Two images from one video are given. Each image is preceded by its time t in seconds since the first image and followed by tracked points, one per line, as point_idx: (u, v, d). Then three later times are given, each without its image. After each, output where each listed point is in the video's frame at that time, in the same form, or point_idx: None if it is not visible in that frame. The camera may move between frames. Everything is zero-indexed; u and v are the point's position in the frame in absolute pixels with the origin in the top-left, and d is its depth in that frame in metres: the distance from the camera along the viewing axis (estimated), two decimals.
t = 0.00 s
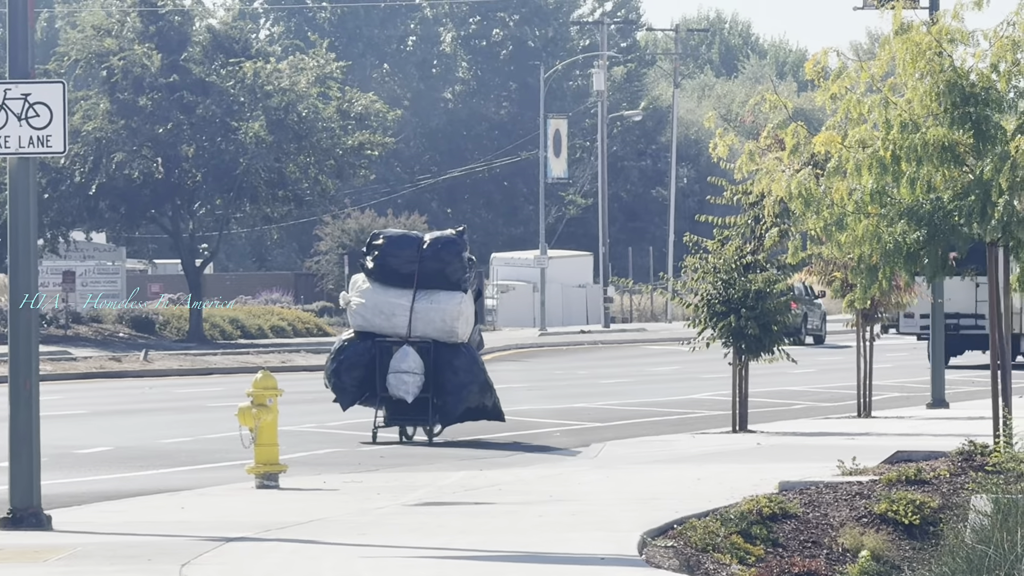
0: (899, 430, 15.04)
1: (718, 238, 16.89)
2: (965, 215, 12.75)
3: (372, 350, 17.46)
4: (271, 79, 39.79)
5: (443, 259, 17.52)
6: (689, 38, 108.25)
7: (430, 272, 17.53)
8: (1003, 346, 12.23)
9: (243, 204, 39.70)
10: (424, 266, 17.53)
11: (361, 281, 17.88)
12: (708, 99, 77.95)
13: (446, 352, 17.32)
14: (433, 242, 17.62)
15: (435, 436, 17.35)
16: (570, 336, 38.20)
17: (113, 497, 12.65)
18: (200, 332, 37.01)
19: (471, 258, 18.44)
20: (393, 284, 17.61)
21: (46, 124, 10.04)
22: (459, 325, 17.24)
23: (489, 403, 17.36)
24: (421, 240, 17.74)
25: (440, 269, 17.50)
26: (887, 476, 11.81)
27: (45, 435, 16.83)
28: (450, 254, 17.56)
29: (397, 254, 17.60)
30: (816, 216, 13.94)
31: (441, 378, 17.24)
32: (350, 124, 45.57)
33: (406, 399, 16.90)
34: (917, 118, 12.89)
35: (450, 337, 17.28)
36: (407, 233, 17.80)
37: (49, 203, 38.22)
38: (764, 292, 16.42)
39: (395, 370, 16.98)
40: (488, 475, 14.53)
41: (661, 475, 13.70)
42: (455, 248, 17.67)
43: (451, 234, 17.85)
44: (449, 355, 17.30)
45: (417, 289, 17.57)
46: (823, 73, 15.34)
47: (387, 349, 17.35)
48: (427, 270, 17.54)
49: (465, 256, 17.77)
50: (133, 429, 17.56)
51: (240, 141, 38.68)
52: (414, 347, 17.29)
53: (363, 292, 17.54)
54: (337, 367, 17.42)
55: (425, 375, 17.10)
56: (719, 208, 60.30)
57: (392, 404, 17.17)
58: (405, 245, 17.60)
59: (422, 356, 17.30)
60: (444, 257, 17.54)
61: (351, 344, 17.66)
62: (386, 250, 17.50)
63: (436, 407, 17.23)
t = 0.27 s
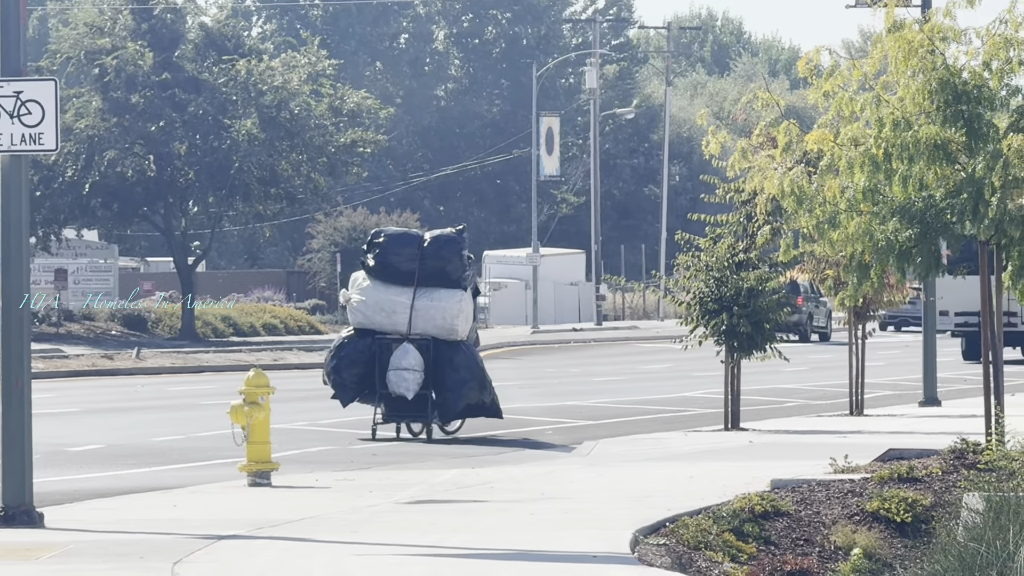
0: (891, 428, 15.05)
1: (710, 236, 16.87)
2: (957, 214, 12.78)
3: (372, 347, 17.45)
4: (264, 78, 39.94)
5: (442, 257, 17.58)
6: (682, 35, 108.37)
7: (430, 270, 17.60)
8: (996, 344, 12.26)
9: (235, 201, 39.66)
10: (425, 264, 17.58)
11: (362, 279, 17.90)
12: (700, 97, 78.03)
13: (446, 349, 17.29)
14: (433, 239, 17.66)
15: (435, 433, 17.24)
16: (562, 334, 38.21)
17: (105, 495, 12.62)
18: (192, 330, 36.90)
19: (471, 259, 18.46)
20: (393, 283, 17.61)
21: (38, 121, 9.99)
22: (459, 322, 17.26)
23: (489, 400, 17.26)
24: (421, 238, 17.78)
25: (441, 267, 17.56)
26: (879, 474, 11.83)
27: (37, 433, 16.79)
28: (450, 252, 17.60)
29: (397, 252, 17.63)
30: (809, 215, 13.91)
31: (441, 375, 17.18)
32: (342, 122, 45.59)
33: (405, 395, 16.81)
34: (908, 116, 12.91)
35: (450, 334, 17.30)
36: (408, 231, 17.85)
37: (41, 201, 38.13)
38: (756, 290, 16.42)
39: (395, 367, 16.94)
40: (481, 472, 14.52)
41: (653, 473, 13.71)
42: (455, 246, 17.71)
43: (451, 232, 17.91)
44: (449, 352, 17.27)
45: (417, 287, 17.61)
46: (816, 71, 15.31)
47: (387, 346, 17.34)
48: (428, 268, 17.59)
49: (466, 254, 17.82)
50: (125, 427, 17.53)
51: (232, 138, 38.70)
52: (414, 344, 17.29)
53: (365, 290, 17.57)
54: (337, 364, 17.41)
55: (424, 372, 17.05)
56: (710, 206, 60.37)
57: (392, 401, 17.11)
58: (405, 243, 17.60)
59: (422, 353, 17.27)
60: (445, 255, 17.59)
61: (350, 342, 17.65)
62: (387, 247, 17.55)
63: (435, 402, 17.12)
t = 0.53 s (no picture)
0: (881, 424, 15.08)
1: (701, 232, 16.90)
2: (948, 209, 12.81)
3: (369, 342, 17.47)
4: (255, 73, 39.93)
5: (438, 252, 17.52)
6: (673, 30, 108.34)
7: (426, 265, 17.54)
8: (987, 337, 12.29)
9: (225, 196, 39.92)
10: (421, 260, 17.54)
11: (358, 274, 17.84)
12: (691, 92, 78.03)
13: (442, 344, 17.33)
14: (429, 236, 17.62)
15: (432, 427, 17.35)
16: (553, 329, 38.21)
17: (97, 490, 12.59)
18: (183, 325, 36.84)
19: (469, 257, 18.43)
20: (390, 278, 17.57)
21: (29, 117, 9.97)
22: (455, 317, 17.25)
23: (485, 395, 17.36)
24: (417, 233, 17.73)
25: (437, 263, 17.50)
26: (870, 469, 11.85)
27: (28, 428, 16.76)
28: (446, 247, 17.56)
29: (395, 248, 17.60)
30: (800, 210, 13.96)
31: (438, 370, 17.23)
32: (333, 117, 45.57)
33: (402, 389, 16.86)
34: (900, 111, 12.95)
35: (446, 329, 17.28)
36: (404, 226, 17.80)
37: (32, 196, 38.31)
38: (747, 285, 16.42)
39: (392, 361, 16.97)
40: (472, 468, 14.51)
41: (645, 468, 13.71)
42: (451, 241, 17.67)
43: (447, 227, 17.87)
44: (446, 347, 17.31)
45: (413, 282, 17.56)
46: (807, 67, 15.36)
47: (384, 341, 17.35)
48: (424, 263, 17.54)
49: (461, 249, 17.78)
50: (116, 422, 17.49)
51: (223, 134, 38.78)
52: (411, 339, 17.28)
53: (362, 286, 17.50)
54: (334, 359, 17.43)
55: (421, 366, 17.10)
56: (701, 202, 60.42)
57: (388, 395, 17.16)
58: (402, 238, 17.57)
59: (419, 347, 17.30)
60: (441, 250, 17.54)
61: (347, 337, 17.69)
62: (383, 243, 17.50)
63: (432, 397, 17.19)
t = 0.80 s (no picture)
0: (871, 418, 15.10)
1: (690, 226, 16.92)
2: (938, 203, 12.88)
3: (368, 335, 17.45)
4: (244, 66, 39.91)
5: (435, 247, 17.48)
6: (662, 23, 108.19)
7: (423, 259, 17.51)
8: (976, 331, 12.34)
9: (216, 190, 40.12)
10: (418, 255, 17.51)
11: (357, 268, 17.85)
12: (680, 85, 77.96)
13: (439, 337, 17.30)
14: (427, 230, 17.54)
15: (432, 420, 17.41)
16: (542, 324, 38.17)
17: (86, 484, 12.57)
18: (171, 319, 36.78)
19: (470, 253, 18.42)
20: (388, 272, 17.58)
21: (18, 111, 9.91)
22: (452, 311, 17.20)
23: (483, 387, 17.31)
24: (415, 227, 17.69)
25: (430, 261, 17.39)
26: (859, 463, 11.87)
27: (17, 422, 16.71)
28: (443, 241, 17.50)
29: (393, 242, 17.57)
30: (789, 203, 14.00)
31: (435, 363, 17.20)
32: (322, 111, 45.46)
33: (398, 382, 16.91)
34: (889, 105, 13.04)
35: (444, 323, 17.26)
36: (402, 220, 17.78)
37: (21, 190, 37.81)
38: (736, 279, 16.45)
39: (389, 354, 17.01)
40: (463, 462, 14.50)
41: (634, 463, 13.71)
42: (449, 235, 17.61)
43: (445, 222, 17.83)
44: (442, 340, 17.28)
45: (411, 276, 17.56)
46: (795, 61, 15.39)
47: (382, 334, 17.35)
48: (421, 258, 17.52)
49: (460, 244, 17.73)
50: (105, 416, 17.44)
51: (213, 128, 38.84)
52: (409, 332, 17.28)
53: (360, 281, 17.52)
54: (333, 353, 17.46)
55: (418, 359, 17.11)
56: (691, 196, 60.45)
57: (387, 388, 17.19)
58: (399, 233, 17.56)
59: (416, 341, 17.29)
60: (438, 245, 17.50)
61: (347, 330, 17.67)
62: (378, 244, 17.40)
63: (429, 389, 17.20)
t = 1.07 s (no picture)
0: (855, 410, 15.14)
1: (677, 218, 16.92)
2: (923, 195, 12.93)
3: (365, 327, 17.47)
4: (229, 58, 39.62)
5: (430, 239, 17.63)
6: (648, 15, 108.13)
7: (417, 252, 17.64)
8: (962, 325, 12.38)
9: (202, 182, 40.13)
10: (413, 247, 17.64)
11: (354, 262, 17.96)
12: (667, 78, 77.91)
13: (435, 329, 17.31)
14: (422, 224, 17.67)
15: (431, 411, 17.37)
16: (528, 316, 38.15)
17: (72, 476, 12.53)
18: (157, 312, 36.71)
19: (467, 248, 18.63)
20: (383, 265, 17.70)
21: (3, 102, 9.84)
22: (446, 303, 17.28)
23: (478, 380, 17.21)
24: (410, 221, 17.82)
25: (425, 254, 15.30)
26: (845, 456, 11.89)
27: (3, 415, 16.65)
28: (438, 234, 17.65)
29: (387, 235, 17.70)
30: (775, 195, 14.07)
31: (430, 355, 17.15)
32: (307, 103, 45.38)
33: (392, 374, 16.96)
34: (874, 97, 13.02)
35: (438, 315, 17.32)
36: (398, 214, 17.90)
37: (7, 182, 37.71)
38: (722, 272, 16.45)
39: (385, 345, 17.10)
40: (450, 454, 14.51)
41: (621, 455, 13.73)
42: (444, 229, 17.72)
43: (440, 215, 17.95)
44: (437, 332, 17.26)
45: (406, 269, 17.67)
46: (782, 52, 15.41)
47: (378, 326, 17.40)
48: (416, 250, 17.67)
49: (455, 237, 17.86)
50: (91, 408, 17.39)
51: (199, 120, 38.77)
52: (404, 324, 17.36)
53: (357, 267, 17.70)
54: (331, 346, 17.45)
55: (413, 351, 17.11)
56: (676, 188, 60.48)
57: (383, 380, 17.22)
58: (394, 226, 17.68)
59: (412, 332, 17.32)
60: (432, 238, 17.64)
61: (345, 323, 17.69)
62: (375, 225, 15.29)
63: (425, 381, 17.12)
